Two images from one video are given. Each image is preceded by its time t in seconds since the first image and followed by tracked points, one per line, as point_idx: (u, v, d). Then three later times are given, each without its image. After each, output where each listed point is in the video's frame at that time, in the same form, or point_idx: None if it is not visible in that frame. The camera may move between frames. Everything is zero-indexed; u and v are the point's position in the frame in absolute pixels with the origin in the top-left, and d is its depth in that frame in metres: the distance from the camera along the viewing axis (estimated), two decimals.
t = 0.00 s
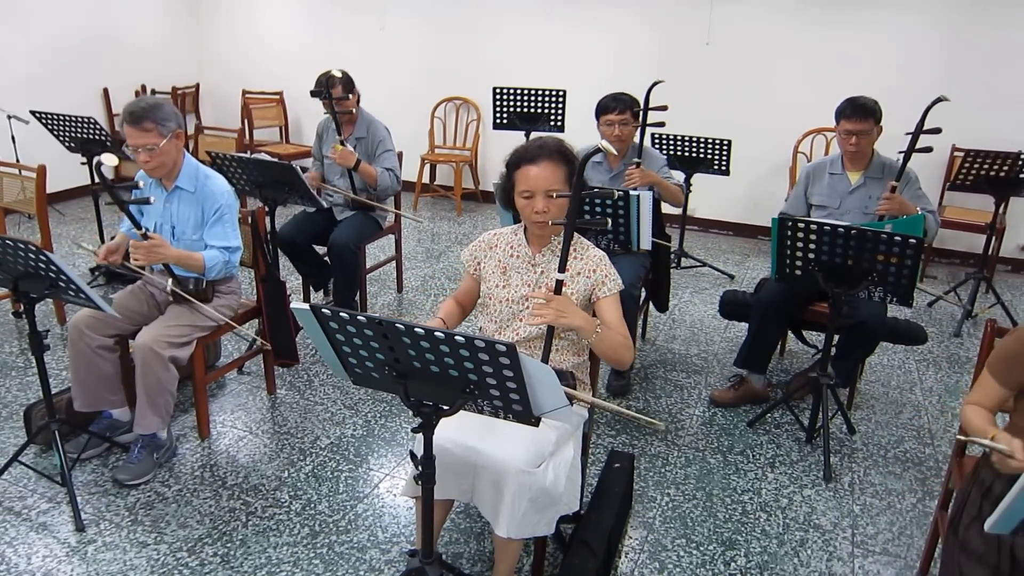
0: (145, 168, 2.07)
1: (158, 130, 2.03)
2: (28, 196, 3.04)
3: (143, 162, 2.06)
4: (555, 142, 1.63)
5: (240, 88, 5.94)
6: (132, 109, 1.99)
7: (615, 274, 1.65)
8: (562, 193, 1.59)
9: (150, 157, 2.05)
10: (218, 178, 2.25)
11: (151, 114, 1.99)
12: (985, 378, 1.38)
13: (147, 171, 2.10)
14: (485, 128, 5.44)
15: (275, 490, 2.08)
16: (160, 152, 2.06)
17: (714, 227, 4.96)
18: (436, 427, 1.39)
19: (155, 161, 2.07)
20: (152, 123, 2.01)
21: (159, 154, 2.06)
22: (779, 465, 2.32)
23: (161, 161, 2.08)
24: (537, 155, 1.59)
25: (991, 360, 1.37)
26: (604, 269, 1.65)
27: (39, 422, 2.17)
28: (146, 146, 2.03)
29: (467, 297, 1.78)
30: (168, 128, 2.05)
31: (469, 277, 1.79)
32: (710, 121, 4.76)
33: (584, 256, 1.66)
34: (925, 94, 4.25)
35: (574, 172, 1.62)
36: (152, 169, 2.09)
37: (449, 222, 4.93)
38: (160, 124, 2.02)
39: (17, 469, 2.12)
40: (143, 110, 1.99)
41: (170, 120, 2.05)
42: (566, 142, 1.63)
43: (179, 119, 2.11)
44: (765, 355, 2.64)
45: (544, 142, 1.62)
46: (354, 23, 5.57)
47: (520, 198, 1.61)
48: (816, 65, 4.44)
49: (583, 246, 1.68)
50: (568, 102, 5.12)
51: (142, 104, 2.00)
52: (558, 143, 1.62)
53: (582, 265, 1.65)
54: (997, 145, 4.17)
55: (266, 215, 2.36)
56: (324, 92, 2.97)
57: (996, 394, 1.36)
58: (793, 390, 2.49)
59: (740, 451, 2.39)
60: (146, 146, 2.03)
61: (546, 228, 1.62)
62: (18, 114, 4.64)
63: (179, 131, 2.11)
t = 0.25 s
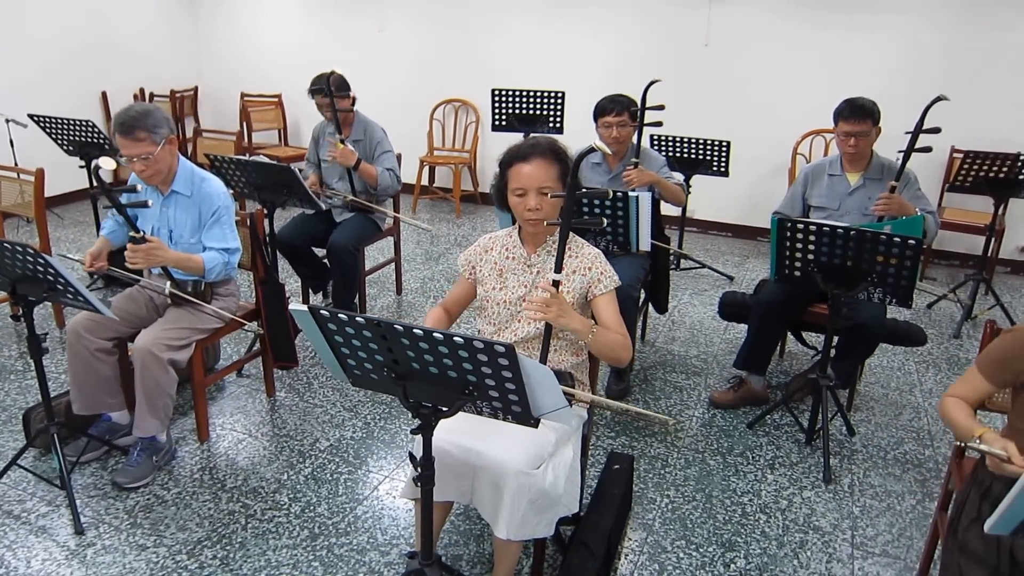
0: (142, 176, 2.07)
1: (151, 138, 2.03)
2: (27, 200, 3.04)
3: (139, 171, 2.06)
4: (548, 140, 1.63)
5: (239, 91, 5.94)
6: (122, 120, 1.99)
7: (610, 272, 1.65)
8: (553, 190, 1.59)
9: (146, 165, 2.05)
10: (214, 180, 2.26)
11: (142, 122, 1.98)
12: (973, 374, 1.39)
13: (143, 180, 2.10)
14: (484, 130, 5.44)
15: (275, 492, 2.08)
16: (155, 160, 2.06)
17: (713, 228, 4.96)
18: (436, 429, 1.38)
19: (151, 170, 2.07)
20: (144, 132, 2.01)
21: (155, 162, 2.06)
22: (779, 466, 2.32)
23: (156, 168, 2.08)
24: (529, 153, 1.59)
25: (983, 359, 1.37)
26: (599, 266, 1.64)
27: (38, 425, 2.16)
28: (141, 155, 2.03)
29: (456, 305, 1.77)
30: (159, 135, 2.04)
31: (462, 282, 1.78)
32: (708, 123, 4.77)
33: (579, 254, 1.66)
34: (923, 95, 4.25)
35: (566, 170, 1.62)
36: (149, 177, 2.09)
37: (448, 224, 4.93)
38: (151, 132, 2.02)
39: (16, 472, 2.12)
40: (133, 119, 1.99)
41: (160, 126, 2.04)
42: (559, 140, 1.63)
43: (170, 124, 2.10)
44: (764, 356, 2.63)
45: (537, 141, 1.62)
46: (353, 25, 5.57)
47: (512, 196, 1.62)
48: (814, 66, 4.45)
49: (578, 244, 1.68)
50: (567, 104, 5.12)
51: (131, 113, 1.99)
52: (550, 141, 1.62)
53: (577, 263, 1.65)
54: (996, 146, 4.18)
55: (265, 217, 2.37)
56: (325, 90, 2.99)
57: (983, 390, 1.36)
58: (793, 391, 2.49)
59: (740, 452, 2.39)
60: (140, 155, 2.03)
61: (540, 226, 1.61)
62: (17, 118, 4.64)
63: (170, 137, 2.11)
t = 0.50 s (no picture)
0: (140, 183, 2.07)
1: (147, 145, 2.02)
2: (26, 202, 3.03)
3: (137, 178, 2.06)
4: (532, 142, 1.63)
5: (239, 93, 5.95)
6: (117, 128, 1.97)
7: (603, 267, 1.65)
8: (540, 191, 1.59)
9: (143, 172, 2.05)
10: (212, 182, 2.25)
11: (137, 130, 1.97)
12: (961, 368, 1.38)
13: (142, 185, 2.10)
14: (483, 132, 5.45)
15: (275, 495, 2.07)
16: (153, 167, 2.06)
17: (713, 230, 4.96)
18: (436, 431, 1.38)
19: (149, 176, 2.07)
20: (139, 139, 2.00)
21: (152, 168, 2.06)
22: (779, 468, 2.32)
23: (154, 174, 2.08)
24: (514, 156, 1.59)
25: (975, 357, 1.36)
26: (591, 262, 1.64)
27: (37, 427, 2.16)
28: (138, 163, 2.02)
29: (445, 305, 1.76)
30: (156, 141, 2.03)
31: (453, 283, 1.78)
32: (708, 125, 4.77)
33: (571, 252, 1.66)
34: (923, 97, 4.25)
35: (552, 171, 1.62)
36: (147, 183, 2.09)
37: (448, 226, 4.93)
38: (147, 139, 2.01)
39: (16, 475, 2.12)
40: (128, 127, 1.97)
41: (156, 132, 2.03)
42: (543, 142, 1.64)
43: (165, 128, 2.09)
44: (764, 358, 2.63)
45: (520, 143, 1.62)
46: (352, 27, 5.58)
47: (499, 199, 1.62)
48: (814, 68, 4.45)
49: (569, 241, 1.67)
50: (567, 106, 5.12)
51: (126, 120, 1.98)
52: (534, 143, 1.62)
53: (569, 261, 1.65)
54: (995, 148, 4.18)
55: (265, 220, 2.38)
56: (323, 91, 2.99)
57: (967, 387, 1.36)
58: (793, 393, 2.49)
59: (740, 455, 2.39)
60: (138, 163, 2.02)
61: (528, 227, 1.61)
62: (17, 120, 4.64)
63: (167, 142, 2.10)
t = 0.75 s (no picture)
0: (139, 190, 2.06)
1: (143, 152, 2.01)
2: (26, 206, 3.03)
3: (135, 184, 2.06)
4: (515, 145, 1.62)
5: (240, 96, 5.95)
6: (112, 136, 1.97)
7: (598, 261, 1.65)
8: (528, 198, 1.59)
9: (141, 178, 2.05)
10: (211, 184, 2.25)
11: (132, 138, 1.96)
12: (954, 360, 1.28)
13: (140, 191, 2.10)
14: (483, 134, 5.45)
15: (275, 498, 2.07)
16: (150, 173, 2.05)
17: (713, 232, 4.96)
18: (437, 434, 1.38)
19: (146, 182, 2.07)
20: (135, 147, 1.99)
21: (149, 174, 2.05)
22: (780, 470, 2.31)
23: (151, 180, 2.07)
24: (498, 164, 1.58)
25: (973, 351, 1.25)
26: (586, 257, 1.64)
27: (38, 431, 2.16)
28: (135, 170, 2.02)
29: (430, 290, 1.78)
30: (152, 148, 2.03)
31: (442, 272, 1.79)
32: (708, 126, 4.77)
33: (564, 249, 1.65)
34: (923, 98, 4.25)
35: (538, 175, 1.62)
36: (145, 189, 2.09)
37: (448, 228, 4.93)
38: (143, 145, 2.00)
39: (16, 478, 2.12)
40: (122, 134, 1.97)
41: (152, 138, 2.02)
42: (527, 145, 1.63)
43: (162, 133, 2.08)
44: (765, 360, 2.63)
45: (503, 149, 1.61)
46: (352, 29, 5.58)
47: (489, 210, 1.62)
48: (813, 69, 4.45)
49: (563, 239, 1.67)
50: (567, 108, 5.13)
51: (120, 127, 1.97)
52: (516, 147, 1.61)
53: (564, 258, 1.64)
54: (995, 149, 4.18)
55: (265, 222, 2.37)
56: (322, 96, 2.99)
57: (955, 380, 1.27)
58: (795, 395, 2.48)
59: (741, 457, 2.38)
60: (134, 170, 2.02)
61: (521, 232, 1.61)
62: (17, 122, 4.65)
63: (164, 147, 2.09)
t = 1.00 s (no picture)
0: (139, 186, 2.06)
1: (147, 148, 2.01)
2: (25, 206, 3.03)
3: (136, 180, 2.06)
4: (514, 147, 1.62)
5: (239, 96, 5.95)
6: (117, 131, 1.96)
7: (598, 261, 1.65)
8: (528, 199, 1.58)
9: (142, 175, 2.05)
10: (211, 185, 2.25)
11: (137, 134, 1.96)
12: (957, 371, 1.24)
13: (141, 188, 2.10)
14: (483, 135, 5.45)
15: (274, 498, 2.07)
16: (152, 169, 2.06)
17: (712, 233, 4.96)
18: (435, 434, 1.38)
19: (148, 178, 2.07)
20: (140, 143, 1.99)
21: (151, 171, 2.05)
22: (779, 472, 2.31)
23: (152, 177, 2.08)
24: (498, 167, 1.58)
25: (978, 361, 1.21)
26: (586, 258, 1.64)
27: (35, 431, 2.16)
28: (137, 166, 2.02)
29: (423, 282, 1.82)
30: (155, 145, 2.03)
31: (437, 266, 1.81)
32: (707, 128, 4.78)
33: (565, 250, 1.65)
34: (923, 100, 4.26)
35: (538, 177, 1.62)
36: (145, 186, 2.09)
37: (447, 229, 4.93)
38: (148, 142, 2.01)
39: (14, 479, 2.11)
40: (128, 130, 1.96)
41: (156, 136, 2.03)
42: (526, 147, 1.62)
43: (165, 132, 2.09)
44: (764, 362, 2.63)
45: (503, 151, 1.61)
46: (352, 29, 5.58)
47: (490, 212, 1.61)
48: (813, 71, 4.46)
49: (563, 240, 1.67)
50: (566, 109, 5.13)
51: (124, 123, 1.96)
52: (515, 150, 1.61)
53: (564, 259, 1.64)
54: (994, 151, 4.18)
55: (264, 223, 2.37)
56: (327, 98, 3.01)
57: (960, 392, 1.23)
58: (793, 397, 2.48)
59: (740, 458, 2.38)
60: (136, 165, 2.02)
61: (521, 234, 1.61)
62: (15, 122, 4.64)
63: (166, 145, 2.10)
